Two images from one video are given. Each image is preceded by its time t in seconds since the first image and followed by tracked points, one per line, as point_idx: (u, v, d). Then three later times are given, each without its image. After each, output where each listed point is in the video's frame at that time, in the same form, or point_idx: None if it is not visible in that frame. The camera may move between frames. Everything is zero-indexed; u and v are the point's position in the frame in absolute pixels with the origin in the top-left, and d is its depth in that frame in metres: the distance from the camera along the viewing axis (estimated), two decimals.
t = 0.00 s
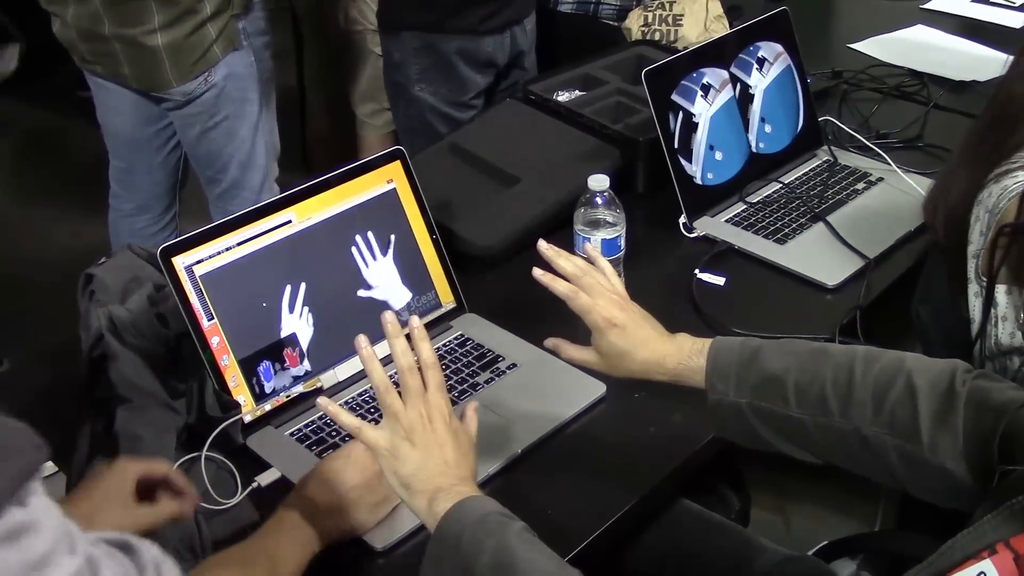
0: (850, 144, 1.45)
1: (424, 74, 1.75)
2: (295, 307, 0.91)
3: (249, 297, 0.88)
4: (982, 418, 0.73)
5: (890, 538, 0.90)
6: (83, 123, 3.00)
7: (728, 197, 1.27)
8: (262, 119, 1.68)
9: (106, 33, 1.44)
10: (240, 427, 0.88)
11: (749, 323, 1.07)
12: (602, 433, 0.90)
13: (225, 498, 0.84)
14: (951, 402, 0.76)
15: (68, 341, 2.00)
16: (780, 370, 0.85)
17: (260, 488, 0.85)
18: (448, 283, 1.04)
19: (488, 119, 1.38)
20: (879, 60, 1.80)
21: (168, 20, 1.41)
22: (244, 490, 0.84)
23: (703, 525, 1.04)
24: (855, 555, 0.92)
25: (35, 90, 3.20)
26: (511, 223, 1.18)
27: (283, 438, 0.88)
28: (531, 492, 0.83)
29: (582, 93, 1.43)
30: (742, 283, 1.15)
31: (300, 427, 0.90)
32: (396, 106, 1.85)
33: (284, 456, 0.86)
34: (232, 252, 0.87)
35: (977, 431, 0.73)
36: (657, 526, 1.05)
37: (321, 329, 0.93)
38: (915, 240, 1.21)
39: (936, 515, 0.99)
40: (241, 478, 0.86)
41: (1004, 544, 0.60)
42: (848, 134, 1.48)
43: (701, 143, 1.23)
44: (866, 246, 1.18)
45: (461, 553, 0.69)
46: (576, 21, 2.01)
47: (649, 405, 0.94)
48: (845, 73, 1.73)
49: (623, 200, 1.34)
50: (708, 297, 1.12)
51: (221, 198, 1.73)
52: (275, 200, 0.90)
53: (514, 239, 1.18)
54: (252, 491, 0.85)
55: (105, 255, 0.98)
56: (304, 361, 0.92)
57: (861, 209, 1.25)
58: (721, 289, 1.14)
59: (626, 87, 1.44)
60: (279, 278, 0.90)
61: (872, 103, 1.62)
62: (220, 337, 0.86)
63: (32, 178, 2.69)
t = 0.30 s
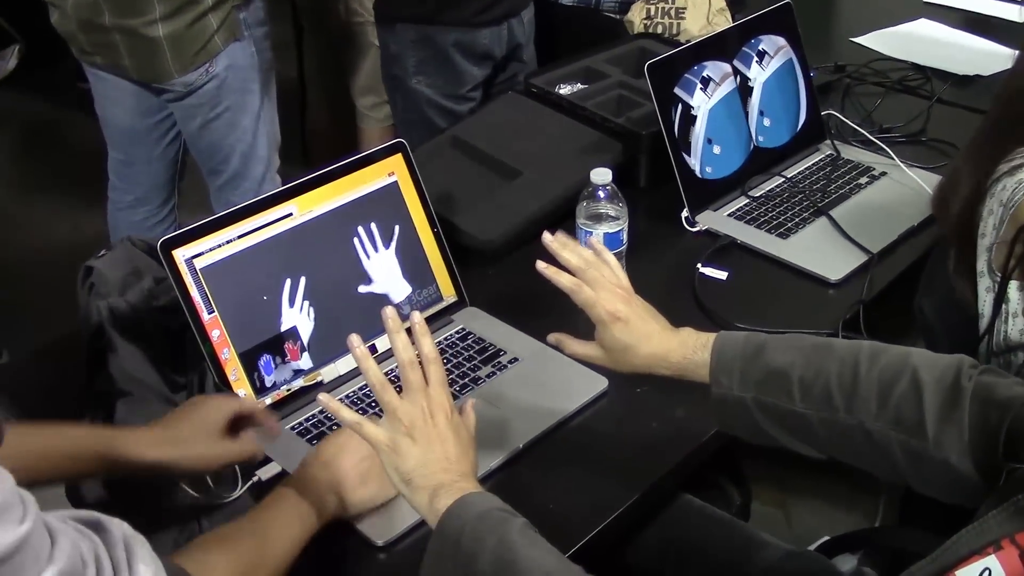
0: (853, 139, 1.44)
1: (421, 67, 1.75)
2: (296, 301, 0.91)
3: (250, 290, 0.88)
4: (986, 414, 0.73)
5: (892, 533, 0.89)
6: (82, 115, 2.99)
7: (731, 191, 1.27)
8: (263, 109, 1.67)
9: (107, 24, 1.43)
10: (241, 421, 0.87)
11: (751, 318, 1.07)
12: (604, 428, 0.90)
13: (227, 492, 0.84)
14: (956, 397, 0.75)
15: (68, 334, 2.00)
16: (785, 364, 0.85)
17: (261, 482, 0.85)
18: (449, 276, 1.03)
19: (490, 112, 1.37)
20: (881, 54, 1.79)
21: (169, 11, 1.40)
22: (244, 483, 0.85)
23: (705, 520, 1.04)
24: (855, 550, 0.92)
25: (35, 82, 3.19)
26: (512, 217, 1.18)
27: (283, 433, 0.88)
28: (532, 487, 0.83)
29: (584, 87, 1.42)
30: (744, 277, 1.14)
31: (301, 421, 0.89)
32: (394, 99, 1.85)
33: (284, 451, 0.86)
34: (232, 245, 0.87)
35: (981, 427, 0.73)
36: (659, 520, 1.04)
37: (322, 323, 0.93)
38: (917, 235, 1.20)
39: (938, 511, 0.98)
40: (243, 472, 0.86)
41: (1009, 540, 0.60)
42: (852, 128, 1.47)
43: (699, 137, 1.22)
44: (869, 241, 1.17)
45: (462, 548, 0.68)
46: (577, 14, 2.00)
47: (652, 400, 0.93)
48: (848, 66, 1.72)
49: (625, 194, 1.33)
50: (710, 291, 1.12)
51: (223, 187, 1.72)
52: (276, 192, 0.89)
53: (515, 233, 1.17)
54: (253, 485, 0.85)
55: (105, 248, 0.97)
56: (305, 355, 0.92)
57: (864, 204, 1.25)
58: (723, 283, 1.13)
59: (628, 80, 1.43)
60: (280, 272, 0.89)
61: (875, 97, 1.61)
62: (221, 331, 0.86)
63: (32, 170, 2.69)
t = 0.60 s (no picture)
0: (856, 132, 1.43)
1: (418, 58, 1.73)
2: (296, 294, 0.90)
3: (249, 282, 0.87)
4: (993, 408, 0.71)
5: (893, 528, 0.89)
6: (81, 105, 2.97)
7: (733, 184, 1.26)
8: (265, 95, 1.66)
9: (105, 12, 1.41)
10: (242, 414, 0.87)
11: (752, 311, 1.06)
12: (605, 422, 0.89)
13: (225, 489, 0.84)
14: (962, 392, 0.74)
15: (68, 325, 1.99)
16: (790, 359, 0.84)
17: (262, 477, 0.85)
18: (450, 269, 1.03)
19: (490, 104, 1.36)
20: (883, 47, 1.78)
21: None
22: (243, 479, 0.85)
23: (705, 515, 1.04)
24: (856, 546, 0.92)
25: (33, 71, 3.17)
26: (513, 210, 1.17)
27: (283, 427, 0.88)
28: (535, 482, 0.83)
29: (586, 78, 1.42)
30: (746, 271, 1.14)
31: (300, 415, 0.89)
32: (391, 90, 1.84)
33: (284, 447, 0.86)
34: (231, 237, 0.86)
35: (988, 421, 0.72)
36: (660, 515, 1.04)
37: (322, 316, 0.92)
38: (920, 229, 1.20)
39: (940, 507, 0.98)
40: (242, 469, 0.86)
41: (1014, 536, 0.59)
42: (854, 121, 1.47)
43: (697, 134, 1.21)
44: (873, 235, 1.16)
45: (463, 544, 0.68)
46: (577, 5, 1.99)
47: (653, 394, 0.93)
48: (850, 59, 1.71)
49: (627, 187, 1.32)
50: (712, 284, 1.11)
51: (225, 173, 1.72)
52: (276, 184, 0.88)
53: (515, 226, 1.16)
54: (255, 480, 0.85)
55: (104, 239, 0.96)
56: (304, 348, 0.91)
57: (867, 197, 1.24)
58: (725, 277, 1.13)
59: (629, 72, 1.42)
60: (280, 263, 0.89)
61: (878, 91, 1.60)
62: (220, 323, 0.85)
63: (30, 160, 2.67)
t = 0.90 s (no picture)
0: (858, 123, 1.42)
1: (416, 47, 1.72)
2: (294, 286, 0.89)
3: (246, 275, 0.86)
4: (999, 407, 0.71)
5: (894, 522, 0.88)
6: (78, 95, 2.96)
7: (733, 175, 1.25)
8: (257, 86, 1.65)
9: (95, 5, 1.38)
10: (239, 408, 0.86)
11: (754, 304, 1.06)
12: (606, 416, 0.89)
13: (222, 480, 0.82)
14: (971, 389, 0.74)
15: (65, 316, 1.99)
16: (805, 342, 0.84)
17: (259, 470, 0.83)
18: (449, 260, 1.02)
19: (490, 94, 1.35)
20: (886, 37, 1.77)
21: None
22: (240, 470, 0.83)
23: (705, 508, 1.04)
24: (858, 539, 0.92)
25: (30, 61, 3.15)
26: (513, 202, 1.16)
27: (281, 420, 0.86)
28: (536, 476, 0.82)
29: (586, 69, 1.40)
30: (748, 263, 1.13)
31: (299, 408, 0.88)
32: (390, 80, 1.82)
33: (284, 437, 0.84)
34: (229, 229, 0.85)
35: (994, 417, 0.71)
36: (660, 508, 1.04)
37: (321, 308, 0.91)
38: (923, 220, 1.19)
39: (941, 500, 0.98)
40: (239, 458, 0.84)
41: (1016, 532, 0.59)
42: (856, 112, 1.45)
43: (697, 122, 1.20)
44: (875, 227, 1.16)
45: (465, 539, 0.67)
46: None
47: (653, 388, 0.93)
48: (853, 49, 1.70)
49: (628, 178, 1.31)
50: (713, 276, 1.11)
51: (216, 167, 1.71)
52: (274, 175, 0.88)
53: (515, 218, 1.16)
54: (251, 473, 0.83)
55: (101, 231, 0.97)
56: (302, 341, 0.90)
57: (869, 189, 1.23)
58: (727, 269, 1.12)
59: (630, 62, 1.41)
60: (279, 255, 0.88)
61: (880, 81, 1.59)
62: (217, 316, 0.85)
63: (27, 150, 2.66)
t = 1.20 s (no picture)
0: (860, 115, 1.42)
1: (419, 36, 1.72)
2: (292, 278, 0.89)
3: (244, 266, 0.85)
4: (999, 410, 0.71)
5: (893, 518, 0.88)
6: (76, 84, 2.94)
7: (734, 167, 1.24)
8: (251, 77, 1.63)
9: None
10: (236, 400, 0.86)
11: (755, 297, 1.05)
12: (605, 409, 0.89)
13: (219, 473, 0.81)
14: (972, 397, 0.74)
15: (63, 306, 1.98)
16: (812, 339, 0.83)
17: (255, 463, 0.83)
18: (448, 252, 1.02)
19: (490, 84, 1.34)
20: (889, 28, 1.75)
21: None
22: (238, 464, 0.82)
23: (705, 501, 1.04)
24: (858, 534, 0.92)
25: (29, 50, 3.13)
26: (512, 193, 1.15)
27: (279, 413, 0.86)
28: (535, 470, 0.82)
29: (587, 59, 1.39)
30: (749, 255, 1.12)
31: (298, 401, 0.87)
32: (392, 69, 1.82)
33: (282, 431, 0.84)
34: (226, 220, 0.84)
35: (995, 422, 0.71)
36: (660, 501, 1.03)
37: (319, 299, 0.91)
38: (925, 214, 1.18)
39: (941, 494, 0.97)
40: (236, 451, 0.84)
41: (1020, 531, 0.58)
42: (858, 104, 1.44)
43: (696, 111, 1.19)
44: (876, 220, 1.15)
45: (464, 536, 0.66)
46: None
47: (653, 381, 0.92)
48: (855, 41, 1.69)
49: (628, 169, 1.31)
50: (714, 269, 1.10)
51: (211, 158, 1.70)
52: (273, 166, 0.87)
53: (515, 209, 1.15)
54: (247, 466, 0.83)
55: (97, 221, 0.96)
56: (300, 333, 0.90)
57: (871, 182, 1.22)
58: (728, 261, 1.11)
59: (631, 53, 1.40)
60: (277, 247, 0.87)
61: (883, 72, 1.58)
62: (215, 308, 0.84)
63: (25, 139, 2.65)
